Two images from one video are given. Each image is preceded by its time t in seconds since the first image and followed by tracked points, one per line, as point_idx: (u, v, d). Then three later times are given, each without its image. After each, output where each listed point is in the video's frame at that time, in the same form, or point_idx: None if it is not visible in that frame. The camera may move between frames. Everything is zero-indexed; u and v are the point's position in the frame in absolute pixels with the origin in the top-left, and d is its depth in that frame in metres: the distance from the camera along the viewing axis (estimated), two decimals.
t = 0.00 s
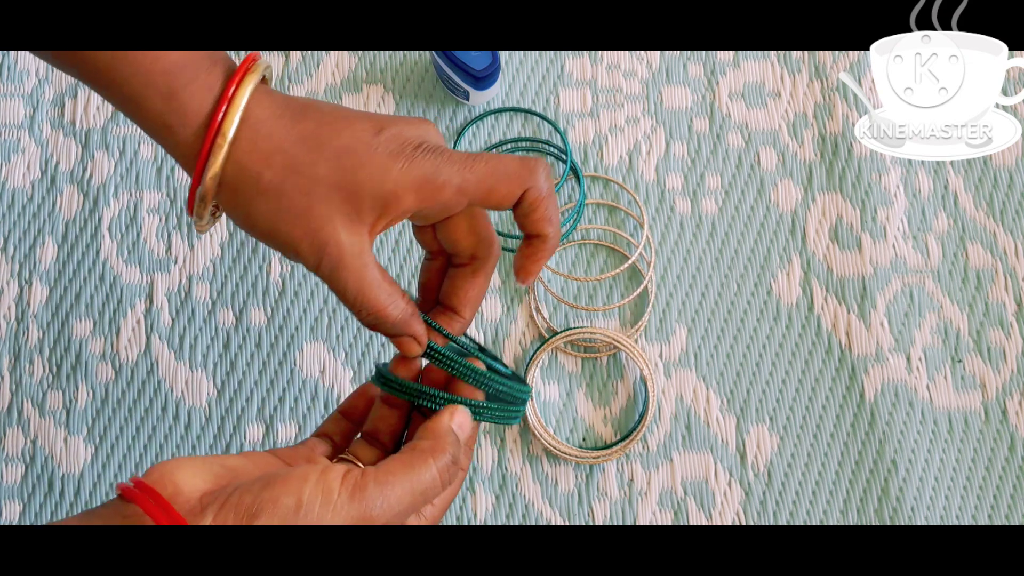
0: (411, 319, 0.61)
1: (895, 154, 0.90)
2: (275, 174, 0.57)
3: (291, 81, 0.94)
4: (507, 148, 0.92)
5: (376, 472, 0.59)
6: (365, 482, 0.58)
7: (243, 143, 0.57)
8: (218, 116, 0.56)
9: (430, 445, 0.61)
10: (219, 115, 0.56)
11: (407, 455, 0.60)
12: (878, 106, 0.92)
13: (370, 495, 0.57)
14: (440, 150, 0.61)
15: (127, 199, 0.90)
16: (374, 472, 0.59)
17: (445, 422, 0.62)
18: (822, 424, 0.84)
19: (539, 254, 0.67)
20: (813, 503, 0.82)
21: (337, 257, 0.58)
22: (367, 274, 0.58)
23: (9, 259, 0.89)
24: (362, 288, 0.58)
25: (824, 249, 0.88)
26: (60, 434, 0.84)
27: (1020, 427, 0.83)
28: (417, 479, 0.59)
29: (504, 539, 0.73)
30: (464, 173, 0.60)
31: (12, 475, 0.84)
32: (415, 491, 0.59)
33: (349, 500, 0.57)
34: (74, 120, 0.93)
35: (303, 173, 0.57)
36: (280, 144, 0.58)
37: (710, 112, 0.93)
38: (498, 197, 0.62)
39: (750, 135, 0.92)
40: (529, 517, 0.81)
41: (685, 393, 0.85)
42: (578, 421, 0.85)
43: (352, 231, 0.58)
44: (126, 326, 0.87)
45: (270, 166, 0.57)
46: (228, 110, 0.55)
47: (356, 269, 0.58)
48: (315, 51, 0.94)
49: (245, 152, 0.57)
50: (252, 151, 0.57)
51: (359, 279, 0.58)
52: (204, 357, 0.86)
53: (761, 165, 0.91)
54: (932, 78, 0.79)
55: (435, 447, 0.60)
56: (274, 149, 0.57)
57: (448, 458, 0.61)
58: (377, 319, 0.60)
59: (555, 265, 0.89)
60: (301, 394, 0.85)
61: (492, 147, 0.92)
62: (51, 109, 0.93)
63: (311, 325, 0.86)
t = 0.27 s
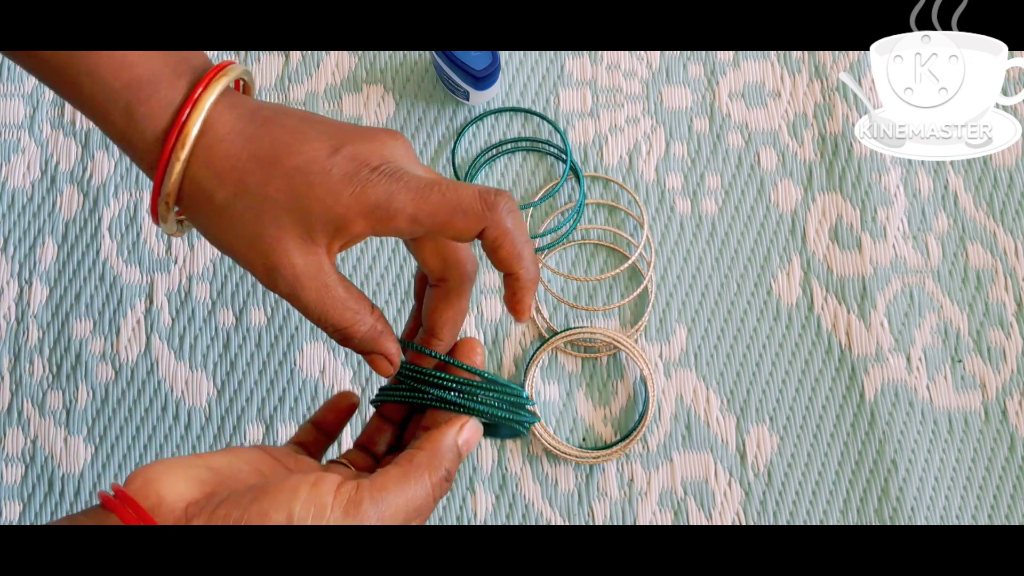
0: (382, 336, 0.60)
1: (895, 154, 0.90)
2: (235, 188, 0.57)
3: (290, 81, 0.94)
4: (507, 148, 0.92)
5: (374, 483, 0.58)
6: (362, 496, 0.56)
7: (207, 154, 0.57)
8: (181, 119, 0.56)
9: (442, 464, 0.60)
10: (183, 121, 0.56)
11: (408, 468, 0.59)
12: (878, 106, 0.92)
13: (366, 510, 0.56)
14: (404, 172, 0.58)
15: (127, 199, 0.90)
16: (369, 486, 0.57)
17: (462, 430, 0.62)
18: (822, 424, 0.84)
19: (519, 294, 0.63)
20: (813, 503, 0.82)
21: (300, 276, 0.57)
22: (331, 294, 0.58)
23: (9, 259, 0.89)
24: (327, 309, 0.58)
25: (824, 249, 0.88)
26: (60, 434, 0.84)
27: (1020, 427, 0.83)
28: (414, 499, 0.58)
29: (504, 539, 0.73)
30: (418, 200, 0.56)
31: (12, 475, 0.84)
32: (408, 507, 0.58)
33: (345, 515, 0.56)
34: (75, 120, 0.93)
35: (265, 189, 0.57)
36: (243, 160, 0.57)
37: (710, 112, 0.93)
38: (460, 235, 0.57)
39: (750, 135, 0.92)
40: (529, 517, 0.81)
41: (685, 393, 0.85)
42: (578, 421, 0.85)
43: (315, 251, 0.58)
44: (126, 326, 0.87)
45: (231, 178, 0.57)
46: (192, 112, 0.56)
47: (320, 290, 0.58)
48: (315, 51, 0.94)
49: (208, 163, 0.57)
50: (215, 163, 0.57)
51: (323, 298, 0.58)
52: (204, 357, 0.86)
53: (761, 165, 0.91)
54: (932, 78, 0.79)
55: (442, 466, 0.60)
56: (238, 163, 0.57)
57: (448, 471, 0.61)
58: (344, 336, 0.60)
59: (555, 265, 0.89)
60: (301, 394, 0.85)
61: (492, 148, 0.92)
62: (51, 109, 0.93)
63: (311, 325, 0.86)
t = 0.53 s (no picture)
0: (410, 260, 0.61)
1: (895, 154, 0.90)
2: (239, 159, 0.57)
3: (290, 81, 0.94)
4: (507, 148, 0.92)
5: (347, 452, 0.59)
6: (337, 467, 0.58)
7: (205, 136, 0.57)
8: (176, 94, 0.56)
9: (397, 406, 0.60)
10: (172, 114, 0.56)
11: (373, 423, 0.60)
12: (877, 106, 0.92)
13: (346, 480, 0.58)
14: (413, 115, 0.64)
15: (127, 199, 0.90)
16: (340, 455, 0.59)
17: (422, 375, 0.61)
18: (822, 424, 0.84)
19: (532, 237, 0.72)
20: (813, 503, 0.82)
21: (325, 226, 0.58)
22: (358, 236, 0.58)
23: (9, 259, 0.89)
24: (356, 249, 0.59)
25: (824, 249, 0.88)
26: (60, 434, 0.84)
27: (1020, 427, 0.83)
28: (385, 459, 0.59)
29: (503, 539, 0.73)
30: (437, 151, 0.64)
31: (12, 475, 0.84)
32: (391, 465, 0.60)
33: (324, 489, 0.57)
34: (75, 120, 0.93)
35: (273, 150, 0.58)
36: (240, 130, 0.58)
37: (710, 112, 0.93)
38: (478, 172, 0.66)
39: (750, 135, 0.92)
40: (529, 517, 0.81)
41: (685, 393, 0.85)
42: (578, 421, 0.85)
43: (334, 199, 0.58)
44: (126, 326, 0.87)
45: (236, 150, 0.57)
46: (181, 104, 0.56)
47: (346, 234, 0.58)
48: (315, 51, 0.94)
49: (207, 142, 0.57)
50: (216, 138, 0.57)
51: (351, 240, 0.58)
52: (204, 357, 0.86)
53: (761, 165, 0.91)
54: (932, 78, 0.79)
55: (395, 412, 0.60)
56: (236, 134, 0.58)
57: (419, 425, 0.61)
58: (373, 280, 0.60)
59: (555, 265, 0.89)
60: (301, 394, 0.85)
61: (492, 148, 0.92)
62: (51, 109, 0.93)
63: (311, 325, 0.86)
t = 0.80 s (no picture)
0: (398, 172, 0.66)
1: (895, 154, 0.90)
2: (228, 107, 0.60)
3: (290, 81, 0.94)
4: (507, 148, 0.92)
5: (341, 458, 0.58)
6: (332, 474, 0.58)
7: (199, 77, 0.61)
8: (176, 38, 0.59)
9: (386, 404, 0.58)
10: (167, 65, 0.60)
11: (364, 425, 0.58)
12: (877, 106, 0.92)
13: (340, 485, 0.57)
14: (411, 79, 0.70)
15: (127, 199, 0.90)
16: (335, 463, 0.58)
17: (411, 365, 0.59)
18: (822, 424, 0.84)
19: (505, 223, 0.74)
20: (813, 503, 0.82)
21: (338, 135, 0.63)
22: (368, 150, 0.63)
23: (9, 259, 0.89)
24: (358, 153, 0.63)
25: (824, 249, 0.88)
26: (60, 434, 0.84)
27: (1020, 427, 0.83)
28: (381, 455, 0.58)
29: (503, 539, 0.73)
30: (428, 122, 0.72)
31: (12, 475, 0.84)
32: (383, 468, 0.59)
33: (321, 497, 0.57)
34: (74, 120, 0.93)
35: (260, 82, 0.61)
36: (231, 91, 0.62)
37: (710, 112, 0.93)
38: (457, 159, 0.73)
39: (750, 135, 0.92)
40: (529, 517, 0.81)
41: (685, 393, 0.85)
42: (578, 421, 0.85)
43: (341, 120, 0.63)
44: (126, 326, 0.87)
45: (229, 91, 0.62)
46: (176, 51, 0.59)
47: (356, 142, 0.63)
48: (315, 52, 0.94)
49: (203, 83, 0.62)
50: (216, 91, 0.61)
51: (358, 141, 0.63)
52: (204, 357, 0.86)
53: (761, 165, 0.91)
54: (932, 78, 0.79)
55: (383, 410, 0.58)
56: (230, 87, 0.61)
57: (411, 414, 0.59)
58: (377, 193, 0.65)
59: (555, 265, 0.89)
60: (301, 394, 0.85)
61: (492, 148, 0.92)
62: (51, 108, 0.93)
63: (311, 325, 0.86)
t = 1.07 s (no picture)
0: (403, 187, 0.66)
1: (895, 154, 0.90)
2: (223, 115, 0.59)
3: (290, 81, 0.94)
4: (507, 148, 0.92)
5: (341, 448, 0.60)
6: (333, 459, 0.59)
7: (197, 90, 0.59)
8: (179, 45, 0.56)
9: (388, 398, 0.61)
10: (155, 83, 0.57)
11: (365, 417, 0.61)
12: (877, 106, 0.92)
13: (341, 469, 0.58)
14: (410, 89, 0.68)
15: (127, 199, 0.90)
16: (335, 451, 0.60)
17: (413, 363, 0.63)
18: (822, 424, 0.84)
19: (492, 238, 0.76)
20: (813, 503, 0.82)
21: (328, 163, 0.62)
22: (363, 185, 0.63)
23: (9, 259, 0.89)
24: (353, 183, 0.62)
25: (824, 249, 0.88)
26: (60, 434, 0.84)
27: (1020, 427, 0.83)
28: (381, 448, 0.60)
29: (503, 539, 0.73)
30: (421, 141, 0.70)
31: (12, 475, 0.84)
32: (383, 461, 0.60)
33: (321, 480, 0.58)
34: (74, 120, 0.93)
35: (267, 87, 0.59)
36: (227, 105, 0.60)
37: (710, 112, 0.93)
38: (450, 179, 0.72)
39: (750, 135, 0.92)
40: (529, 517, 0.81)
41: (685, 393, 0.85)
42: (578, 421, 0.85)
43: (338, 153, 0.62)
44: (126, 326, 0.87)
45: (224, 102, 0.60)
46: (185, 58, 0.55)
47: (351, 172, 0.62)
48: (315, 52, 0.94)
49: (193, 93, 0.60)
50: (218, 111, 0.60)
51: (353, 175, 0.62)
52: (204, 357, 0.86)
53: (761, 165, 0.91)
54: (932, 78, 0.79)
55: (386, 403, 0.61)
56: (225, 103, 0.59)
57: (411, 413, 0.62)
58: (372, 221, 0.65)
59: (555, 265, 0.89)
60: (301, 394, 0.85)
61: (491, 148, 0.92)
62: (51, 109, 0.93)
63: (312, 325, 0.86)
